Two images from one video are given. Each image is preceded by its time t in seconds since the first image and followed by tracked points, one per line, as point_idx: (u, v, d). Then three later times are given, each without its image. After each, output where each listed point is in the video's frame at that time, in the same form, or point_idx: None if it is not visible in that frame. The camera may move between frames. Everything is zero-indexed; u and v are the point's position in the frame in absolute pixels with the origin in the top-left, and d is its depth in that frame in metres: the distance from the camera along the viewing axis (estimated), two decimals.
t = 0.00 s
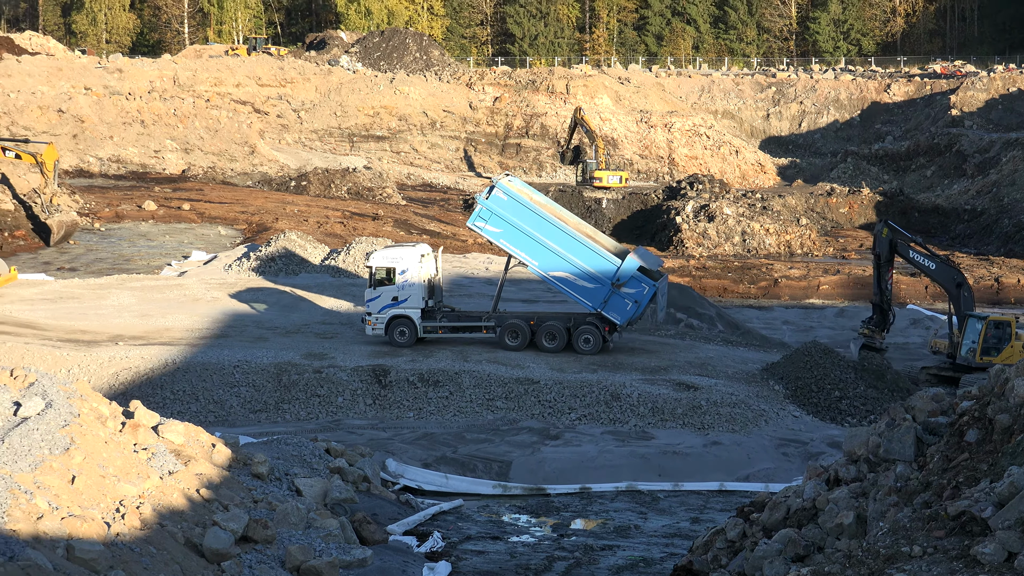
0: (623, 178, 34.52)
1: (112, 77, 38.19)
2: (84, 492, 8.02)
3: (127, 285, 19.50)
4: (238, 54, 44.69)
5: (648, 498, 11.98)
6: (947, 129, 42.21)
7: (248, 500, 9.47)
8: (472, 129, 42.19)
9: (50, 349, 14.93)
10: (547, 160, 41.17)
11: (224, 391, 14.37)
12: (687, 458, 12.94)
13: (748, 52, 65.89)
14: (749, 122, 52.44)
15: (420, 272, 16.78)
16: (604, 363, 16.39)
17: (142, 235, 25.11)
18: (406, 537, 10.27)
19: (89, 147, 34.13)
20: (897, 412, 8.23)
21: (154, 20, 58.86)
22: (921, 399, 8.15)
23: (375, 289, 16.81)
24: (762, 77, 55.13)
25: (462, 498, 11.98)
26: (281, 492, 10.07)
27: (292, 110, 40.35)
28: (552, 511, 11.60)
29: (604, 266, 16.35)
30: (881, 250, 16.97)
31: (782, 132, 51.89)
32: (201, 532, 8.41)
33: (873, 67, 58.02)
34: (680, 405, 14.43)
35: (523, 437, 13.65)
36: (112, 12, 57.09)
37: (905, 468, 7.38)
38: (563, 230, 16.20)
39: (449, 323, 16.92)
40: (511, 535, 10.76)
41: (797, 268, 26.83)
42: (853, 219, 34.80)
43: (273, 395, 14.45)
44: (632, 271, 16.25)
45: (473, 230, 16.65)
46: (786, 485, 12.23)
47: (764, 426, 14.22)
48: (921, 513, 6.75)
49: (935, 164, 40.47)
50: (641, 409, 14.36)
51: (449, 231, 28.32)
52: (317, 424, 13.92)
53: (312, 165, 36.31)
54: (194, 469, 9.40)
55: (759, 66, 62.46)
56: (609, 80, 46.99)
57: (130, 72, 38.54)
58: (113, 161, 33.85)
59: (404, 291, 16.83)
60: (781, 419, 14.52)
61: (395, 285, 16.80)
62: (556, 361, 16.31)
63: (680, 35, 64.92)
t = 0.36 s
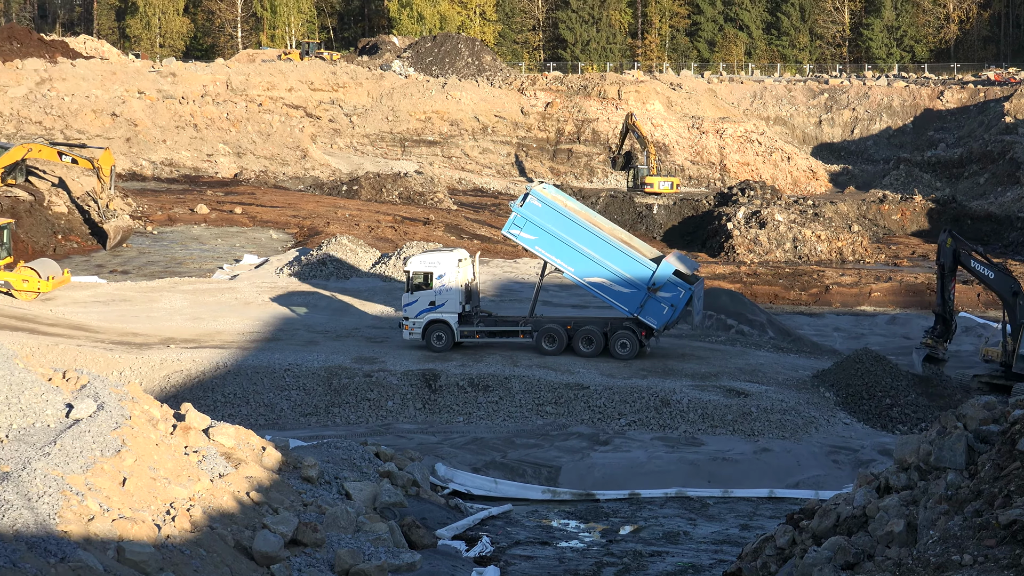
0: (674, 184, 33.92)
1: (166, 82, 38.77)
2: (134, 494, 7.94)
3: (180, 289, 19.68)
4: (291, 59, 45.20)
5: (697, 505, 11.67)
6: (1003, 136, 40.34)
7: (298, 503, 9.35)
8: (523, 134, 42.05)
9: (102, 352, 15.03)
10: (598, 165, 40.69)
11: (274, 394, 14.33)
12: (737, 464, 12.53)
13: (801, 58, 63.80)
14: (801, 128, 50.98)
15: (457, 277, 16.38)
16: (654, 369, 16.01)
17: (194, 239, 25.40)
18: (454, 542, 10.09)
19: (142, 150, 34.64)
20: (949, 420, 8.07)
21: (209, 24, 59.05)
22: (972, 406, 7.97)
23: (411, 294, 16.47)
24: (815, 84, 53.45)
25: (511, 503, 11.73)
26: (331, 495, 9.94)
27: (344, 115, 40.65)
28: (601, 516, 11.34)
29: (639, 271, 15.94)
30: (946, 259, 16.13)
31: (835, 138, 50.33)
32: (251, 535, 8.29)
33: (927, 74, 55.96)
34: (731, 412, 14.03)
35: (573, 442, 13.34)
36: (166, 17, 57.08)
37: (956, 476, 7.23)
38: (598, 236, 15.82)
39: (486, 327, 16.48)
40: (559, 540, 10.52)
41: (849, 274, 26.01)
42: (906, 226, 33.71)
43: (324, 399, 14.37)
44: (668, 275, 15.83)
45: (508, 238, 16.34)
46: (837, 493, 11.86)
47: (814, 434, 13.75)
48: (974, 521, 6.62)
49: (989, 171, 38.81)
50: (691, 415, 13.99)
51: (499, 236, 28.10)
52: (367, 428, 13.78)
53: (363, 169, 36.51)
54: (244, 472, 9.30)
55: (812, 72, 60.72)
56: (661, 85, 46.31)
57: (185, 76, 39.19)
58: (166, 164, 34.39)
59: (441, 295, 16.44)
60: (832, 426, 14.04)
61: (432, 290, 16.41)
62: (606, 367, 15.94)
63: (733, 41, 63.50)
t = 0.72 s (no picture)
0: (715, 187, 33.42)
1: (207, 84, 39.19)
2: (175, 495, 7.90)
3: (221, 290, 19.80)
4: (333, 61, 45.50)
5: (736, 508, 11.55)
6: None
7: (338, 504, 9.27)
8: (565, 137, 41.84)
9: (144, 353, 15.14)
10: (638, 168, 40.57)
11: (315, 396, 14.26)
12: (777, 468, 12.37)
13: (842, 61, 60.95)
14: (841, 132, 49.28)
15: (483, 280, 16.16)
16: (694, 373, 15.72)
17: (235, 241, 25.65)
18: (494, 544, 9.98)
19: (184, 152, 35.26)
20: (990, 425, 7.78)
21: (250, 27, 59.71)
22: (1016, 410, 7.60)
23: (436, 297, 16.28)
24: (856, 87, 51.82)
25: (550, 506, 11.60)
26: (371, 497, 9.85)
27: (385, 117, 40.79)
28: (640, 520, 11.22)
29: (664, 272, 15.62)
30: (1005, 263, 15.52)
31: (876, 142, 48.54)
32: (291, 536, 8.23)
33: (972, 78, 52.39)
34: (771, 415, 13.77)
35: (613, 446, 13.15)
36: (209, 19, 57.67)
37: (997, 481, 6.93)
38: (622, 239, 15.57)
39: (511, 331, 16.24)
40: (598, 544, 10.42)
41: (890, 278, 25.34)
42: (948, 230, 32.73)
43: (363, 401, 14.29)
44: (692, 276, 15.45)
45: (531, 244, 16.13)
46: (877, 497, 11.68)
47: (855, 438, 13.47)
48: (1017, 526, 6.35)
49: None
50: (731, 418, 13.76)
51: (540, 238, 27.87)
52: (407, 431, 13.70)
53: (404, 172, 36.61)
54: (285, 473, 9.25)
55: (854, 76, 57.15)
56: (702, 88, 45.14)
57: (227, 79, 39.65)
58: (208, 166, 34.84)
59: (466, 299, 16.24)
60: (873, 430, 13.76)
61: (457, 293, 16.24)
62: (646, 370, 15.65)
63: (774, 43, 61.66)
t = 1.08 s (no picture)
0: (753, 187, 32.96)
1: (245, 85, 39.55)
2: (213, 495, 7.87)
3: (259, 291, 19.89)
4: (371, 62, 45.72)
5: (774, 509, 11.39)
6: None
7: (375, 505, 9.19)
8: (602, 138, 41.54)
9: (182, 354, 15.20)
10: (676, 168, 40.14)
11: (352, 397, 14.22)
12: (816, 469, 12.20)
13: (880, 62, 58.67)
14: (879, 132, 46.67)
15: (506, 280, 16.00)
16: (732, 373, 15.46)
17: (272, 242, 25.85)
18: (531, 545, 9.85)
19: (223, 153, 35.61)
20: None
21: (289, 28, 60.37)
22: None
23: (459, 298, 16.16)
24: (894, 87, 49.00)
25: (588, 507, 11.43)
26: (408, 498, 9.76)
27: (423, 119, 40.82)
28: (678, 521, 11.07)
29: (685, 273, 15.42)
30: None
31: (915, 143, 46.33)
32: (328, 537, 8.16)
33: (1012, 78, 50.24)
34: (808, 416, 13.60)
35: (650, 446, 12.98)
36: (247, 21, 57.88)
37: None
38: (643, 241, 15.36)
39: (533, 331, 16.08)
40: (636, 545, 10.31)
41: (927, 279, 24.70)
42: (987, 231, 31.86)
43: (401, 402, 14.21)
44: (714, 276, 15.28)
45: (552, 247, 15.93)
46: (916, 498, 11.52)
47: (892, 439, 13.31)
48: None
49: None
50: (769, 419, 13.56)
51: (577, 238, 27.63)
52: (444, 431, 13.62)
53: (441, 173, 36.61)
54: (323, 474, 9.19)
55: (894, 77, 54.52)
56: (740, 89, 44.42)
57: (266, 81, 39.96)
58: (246, 167, 35.23)
59: (489, 299, 16.11)
60: (911, 431, 13.56)
61: (480, 294, 16.11)
62: (683, 370, 15.40)
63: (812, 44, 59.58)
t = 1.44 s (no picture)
0: (784, 186, 32.59)
1: (276, 84, 39.83)
2: (244, 494, 7.86)
3: (290, 290, 19.97)
4: (402, 61, 45.73)
5: (805, 509, 11.27)
6: None
7: (405, 504, 9.14)
8: (633, 137, 41.18)
9: (214, 352, 15.26)
10: (707, 168, 39.79)
11: (383, 395, 14.19)
12: (848, 469, 12.08)
13: (912, 60, 57.55)
14: (911, 131, 45.87)
15: (522, 279, 15.81)
16: (763, 373, 15.26)
17: (303, 241, 25.97)
18: (562, 544, 9.76)
19: (254, 152, 36.00)
20: None
21: (320, 27, 60.46)
22: None
23: (475, 296, 15.93)
24: (927, 86, 47.65)
25: (618, 506, 11.30)
26: (439, 496, 9.70)
27: (454, 117, 40.84)
28: (708, 521, 10.95)
29: (700, 272, 15.22)
30: None
31: (946, 142, 45.26)
32: (358, 536, 8.13)
33: None
34: (839, 416, 13.44)
35: (681, 446, 12.85)
36: (279, 20, 58.17)
37: None
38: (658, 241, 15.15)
39: (550, 329, 15.85)
40: (666, 544, 10.18)
41: (959, 278, 24.24)
42: (1020, 230, 31.12)
43: (431, 400, 14.16)
44: (729, 274, 15.09)
45: (566, 249, 15.73)
46: (947, 498, 11.41)
47: (924, 438, 13.10)
48: None
49: None
50: (799, 419, 13.40)
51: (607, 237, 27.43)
52: (474, 430, 13.55)
53: (473, 172, 36.61)
54: (353, 472, 9.15)
55: (925, 75, 53.68)
56: (771, 88, 43.98)
57: (299, 79, 40.20)
58: (277, 166, 35.53)
59: (506, 297, 15.88)
60: (942, 430, 13.35)
61: (496, 292, 15.87)
62: (714, 370, 15.23)
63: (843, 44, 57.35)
